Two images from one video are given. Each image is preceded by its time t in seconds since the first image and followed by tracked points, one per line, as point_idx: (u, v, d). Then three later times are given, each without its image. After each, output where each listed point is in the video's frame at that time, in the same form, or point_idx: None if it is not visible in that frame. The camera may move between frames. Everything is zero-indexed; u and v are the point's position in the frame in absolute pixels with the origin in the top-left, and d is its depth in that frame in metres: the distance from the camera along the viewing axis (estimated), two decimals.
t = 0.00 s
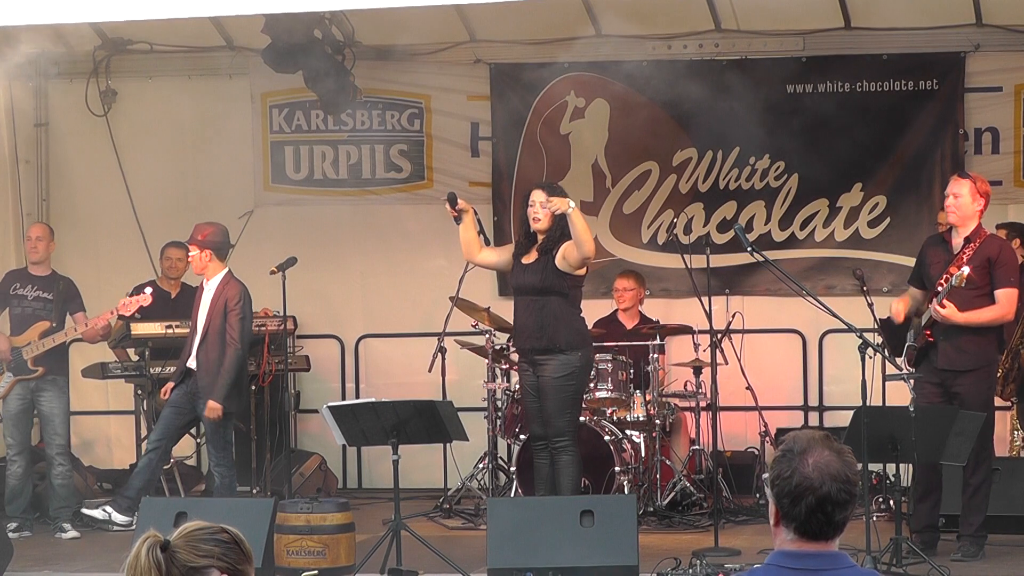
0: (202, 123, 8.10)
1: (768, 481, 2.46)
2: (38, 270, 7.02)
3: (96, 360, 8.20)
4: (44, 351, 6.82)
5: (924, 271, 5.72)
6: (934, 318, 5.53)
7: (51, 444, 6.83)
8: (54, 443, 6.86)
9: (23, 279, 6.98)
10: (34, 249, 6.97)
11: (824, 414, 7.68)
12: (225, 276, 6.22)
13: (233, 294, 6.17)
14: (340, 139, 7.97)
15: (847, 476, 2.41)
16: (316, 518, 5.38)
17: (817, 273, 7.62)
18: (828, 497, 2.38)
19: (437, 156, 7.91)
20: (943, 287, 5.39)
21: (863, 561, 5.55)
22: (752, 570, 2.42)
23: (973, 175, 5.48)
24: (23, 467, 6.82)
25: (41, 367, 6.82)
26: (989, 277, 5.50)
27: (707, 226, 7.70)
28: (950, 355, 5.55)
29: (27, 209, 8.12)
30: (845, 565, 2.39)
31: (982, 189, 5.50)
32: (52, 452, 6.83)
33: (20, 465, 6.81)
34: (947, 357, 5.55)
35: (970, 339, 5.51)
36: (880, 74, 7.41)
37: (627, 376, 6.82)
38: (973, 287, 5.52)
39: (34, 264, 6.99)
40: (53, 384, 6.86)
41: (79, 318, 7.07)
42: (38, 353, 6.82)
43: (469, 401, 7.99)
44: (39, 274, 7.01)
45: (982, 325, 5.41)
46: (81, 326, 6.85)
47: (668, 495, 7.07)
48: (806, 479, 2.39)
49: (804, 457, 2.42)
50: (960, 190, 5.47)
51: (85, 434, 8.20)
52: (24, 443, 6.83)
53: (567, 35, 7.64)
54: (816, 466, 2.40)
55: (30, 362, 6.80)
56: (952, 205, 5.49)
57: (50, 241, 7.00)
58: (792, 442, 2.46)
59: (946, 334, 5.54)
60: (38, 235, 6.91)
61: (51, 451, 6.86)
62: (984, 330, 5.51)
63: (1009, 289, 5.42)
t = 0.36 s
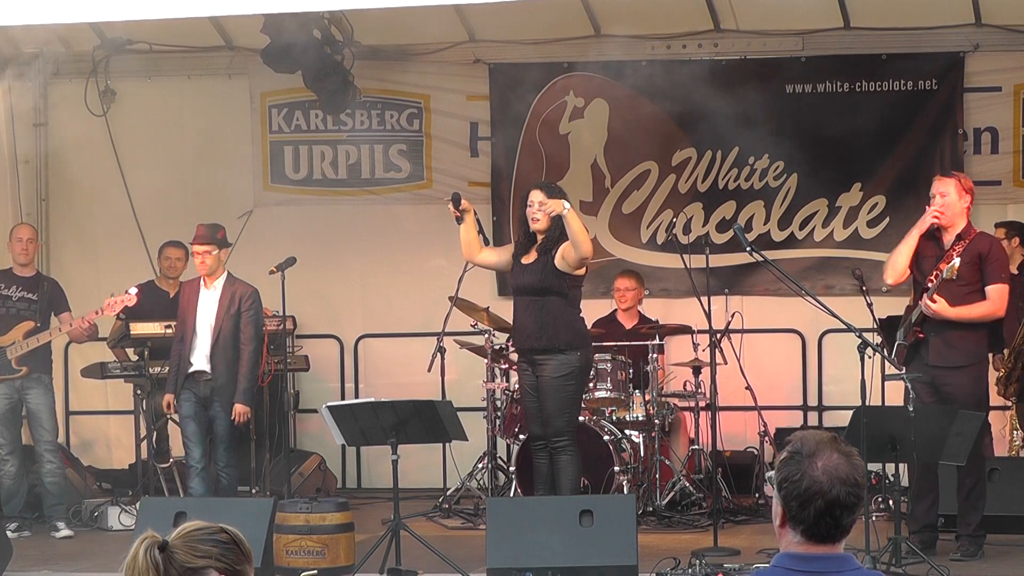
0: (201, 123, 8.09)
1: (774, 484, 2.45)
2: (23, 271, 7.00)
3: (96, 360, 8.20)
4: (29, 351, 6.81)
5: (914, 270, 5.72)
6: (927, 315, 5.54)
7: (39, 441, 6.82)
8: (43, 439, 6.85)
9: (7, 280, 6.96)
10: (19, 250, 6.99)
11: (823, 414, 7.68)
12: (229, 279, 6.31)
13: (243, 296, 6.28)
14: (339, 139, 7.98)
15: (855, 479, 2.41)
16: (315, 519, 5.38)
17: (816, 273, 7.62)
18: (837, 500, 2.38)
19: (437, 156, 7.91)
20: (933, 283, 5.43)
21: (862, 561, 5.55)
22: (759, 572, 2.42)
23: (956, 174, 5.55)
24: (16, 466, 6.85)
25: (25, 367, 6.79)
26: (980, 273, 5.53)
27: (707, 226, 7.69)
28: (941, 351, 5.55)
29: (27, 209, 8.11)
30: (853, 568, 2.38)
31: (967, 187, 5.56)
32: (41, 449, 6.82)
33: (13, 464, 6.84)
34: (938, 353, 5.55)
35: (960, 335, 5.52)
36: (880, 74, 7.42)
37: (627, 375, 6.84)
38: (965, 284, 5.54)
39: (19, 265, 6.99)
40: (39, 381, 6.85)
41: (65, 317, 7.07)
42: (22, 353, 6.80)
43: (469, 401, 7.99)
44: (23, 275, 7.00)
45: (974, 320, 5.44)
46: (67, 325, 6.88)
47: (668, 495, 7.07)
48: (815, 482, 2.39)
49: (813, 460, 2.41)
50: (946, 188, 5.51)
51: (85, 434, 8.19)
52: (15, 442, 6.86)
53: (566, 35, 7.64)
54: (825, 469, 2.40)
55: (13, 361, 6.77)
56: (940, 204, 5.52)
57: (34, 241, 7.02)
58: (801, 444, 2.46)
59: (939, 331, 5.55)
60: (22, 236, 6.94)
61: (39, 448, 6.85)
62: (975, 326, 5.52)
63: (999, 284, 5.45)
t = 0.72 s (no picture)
0: (200, 122, 8.09)
1: (771, 482, 2.46)
2: (17, 272, 7.02)
3: (95, 360, 8.20)
4: (24, 351, 6.80)
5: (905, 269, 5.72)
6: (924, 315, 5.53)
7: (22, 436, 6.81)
8: (26, 434, 6.83)
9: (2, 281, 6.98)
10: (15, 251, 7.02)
11: (823, 414, 7.68)
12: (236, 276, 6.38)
13: (252, 288, 6.38)
14: (339, 139, 7.98)
15: (852, 476, 2.41)
16: (314, 518, 5.38)
17: (816, 273, 7.62)
18: (835, 497, 2.38)
19: (436, 156, 7.91)
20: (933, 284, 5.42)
21: (862, 561, 5.55)
22: (757, 572, 2.41)
23: (949, 173, 5.54)
24: (14, 466, 6.89)
25: (20, 368, 6.80)
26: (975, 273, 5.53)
27: (707, 226, 7.69)
28: (937, 351, 5.55)
29: (26, 208, 8.12)
30: (850, 567, 2.38)
31: (959, 186, 5.55)
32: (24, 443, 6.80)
33: (10, 463, 6.87)
34: (935, 353, 5.55)
35: (956, 334, 5.53)
36: (879, 74, 7.42)
37: (626, 375, 6.80)
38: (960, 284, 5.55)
39: (16, 265, 7.02)
40: (31, 378, 6.85)
41: (61, 317, 7.12)
42: (18, 354, 6.81)
43: (469, 401, 7.99)
44: (18, 275, 7.02)
45: (973, 320, 5.45)
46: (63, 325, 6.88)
47: (667, 495, 7.07)
48: (812, 479, 2.39)
49: (809, 457, 2.41)
50: (939, 189, 5.51)
51: (84, 434, 8.20)
52: (13, 442, 6.89)
53: (566, 35, 7.65)
54: (822, 466, 2.40)
55: (10, 362, 6.78)
56: (933, 203, 5.52)
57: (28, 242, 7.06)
58: (797, 443, 2.46)
59: (936, 331, 5.55)
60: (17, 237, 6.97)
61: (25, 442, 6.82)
62: (970, 326, 5.54)
63: (995, 285, 5.47)
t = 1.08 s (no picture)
0: (201, 123, 8.09)
1: (766, 481, 2.46)
2: (17, 273, 7.01)
3: (95, 360, 8.21)
4: (22, 352, 6.78)
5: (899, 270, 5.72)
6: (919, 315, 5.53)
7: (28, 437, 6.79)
8: (31, 435, 6.81)
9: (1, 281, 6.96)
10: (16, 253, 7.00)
11: (823, 414, 7.68)
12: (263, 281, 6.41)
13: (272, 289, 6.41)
14: (340, 139, 7.98)
15: (846, 474, 2.42)
16: (315, 519, 5.38)
17: (817, 273, 7.62)
18: (829, 495, 2.39)
19: (437, 156, 7.91)
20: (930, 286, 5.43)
21: (862, 561, 5.55)
22: (752, 571, 2.41)
23: (940, 175, 5.54)
24: (15, 467, 6.90)
25: (19, 368, 6.76)
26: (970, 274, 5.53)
27: (707, 226, 7.69)
28: (933, 351, 5.55)
29: (27, 209, 8.13)
30: (844, 567, 2.39)
31: (950, 187, 5.56)
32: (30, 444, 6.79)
33: (10, 466, 6.89)
34: (930, 353, 5.56)
35: (952, 335, 5.54)
36: (880, 75, 7.42)
37: (627, 376, 6.81)
38: (955, 285, 5.55)
39: (16, 266, 7.00)
40: (30, 378, 6.83)
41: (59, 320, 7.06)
42: (15, 354, 6.79)
43: (469, 401, 8.00)
44: (19, 276, 7.00)
45: (969, 321, 5.45)
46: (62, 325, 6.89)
47: (668, 495, 7.08)
48: (806, 477, 2.39)
49: (803, 456, 2.42)
50: (929, 191, 5.52)
51: (85, 434, 8.20)
52: (13, 443, 6.90)
53: (567, 36, 7.65)
54: (816, 464, 2.41)
55: (8, 362, 6.75)
56: (924, 205, 5.53)
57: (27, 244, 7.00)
58: (790, 442, 2.47)
59: (933, 331, 5.55)
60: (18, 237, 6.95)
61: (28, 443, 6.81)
62: (965, 327, 5.55)
63: (990, 285, 5.47)
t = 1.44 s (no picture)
0: (201, 123, 8.09)
1: (761, 481, 2.46)
2: (19, 272, 6.99)
3: (95, 361, 8.20)
4: (25, 353, 6.77)
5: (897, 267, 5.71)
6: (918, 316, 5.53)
7: (41, 441, 6.87)
8: (43, 439, 6.89)
9: (3, 281, 6.95)
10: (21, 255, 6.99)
11: (823, 414, 7.68)
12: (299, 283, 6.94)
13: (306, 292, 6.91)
14: (339, 139, 7.98)
15: (842, 473, 2.42)
16: (315, 518, 5.38)
17: (816, 273, 7.62)
18: (825, 494, 2.39)
19: (436, 156, 7.91)
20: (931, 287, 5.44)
21: (862, 561, 5.55)
22: (748, 571, 2.41)
23: (944, 174, 5.53)
24: (15, 468, 6.86)
25: (22, 368, 6.78)
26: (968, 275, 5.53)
27: (707, 226, 7.69)
28: (931, 353, 5.56)
29: (27, 209, 8.13)
30: (839, 567, 2.38)
31: (953, 187, 5.55)
32: (42, 449, 6.86)
33: (12, 467, 6.85)
34: (929, 354, 5.57)
35: (950, 336, 5.54)
36: (879, 74, 7.42)
37: (626, 376, 6.79)
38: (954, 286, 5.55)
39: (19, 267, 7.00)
40: (37, 381, 6.89)
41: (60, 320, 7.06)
42: (19, 354, 6.78)
43: (469, 401, 8.00)
44: (22, 275, 6.99)
45: (969, 321, 5.45)
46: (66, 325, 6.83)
47: (667, 495, 7.08)
48: (802, 476, 2.39)
49: (798, 455, 2.42)
50: (932, 189, 5.51)
51: (84, 434, 8.20)
52: (14, 444, 6.88)
53: (566, 36, 7.66)
54: (812, 463, 2.40)
55: (12, 363, 6.75)
56: (925, 203, 5.52)
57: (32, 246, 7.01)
58: (785, 441, 2.47)
59: (933, 332, 5.55)
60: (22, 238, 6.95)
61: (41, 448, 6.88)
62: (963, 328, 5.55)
63: (989, 286, 5.48)
